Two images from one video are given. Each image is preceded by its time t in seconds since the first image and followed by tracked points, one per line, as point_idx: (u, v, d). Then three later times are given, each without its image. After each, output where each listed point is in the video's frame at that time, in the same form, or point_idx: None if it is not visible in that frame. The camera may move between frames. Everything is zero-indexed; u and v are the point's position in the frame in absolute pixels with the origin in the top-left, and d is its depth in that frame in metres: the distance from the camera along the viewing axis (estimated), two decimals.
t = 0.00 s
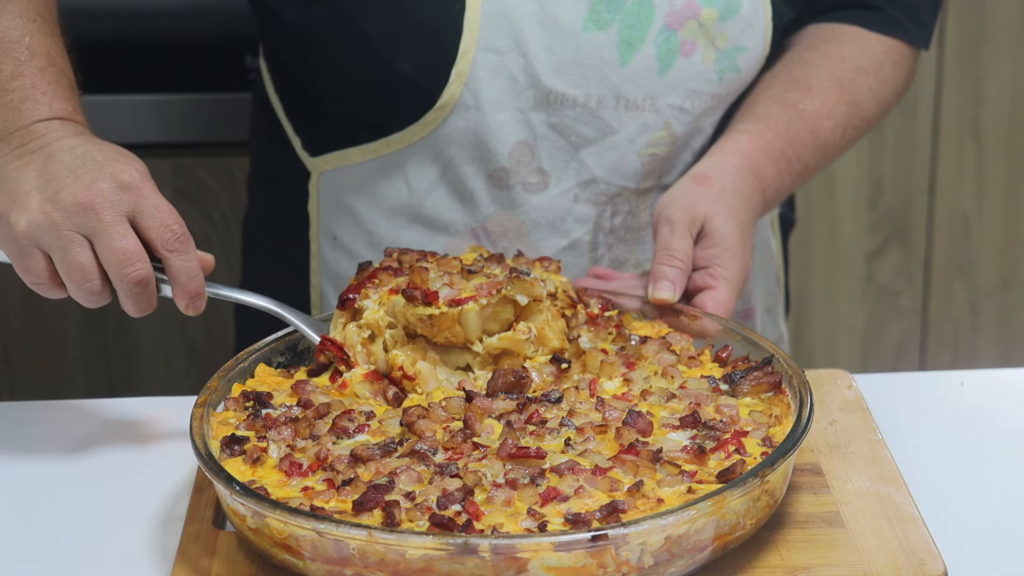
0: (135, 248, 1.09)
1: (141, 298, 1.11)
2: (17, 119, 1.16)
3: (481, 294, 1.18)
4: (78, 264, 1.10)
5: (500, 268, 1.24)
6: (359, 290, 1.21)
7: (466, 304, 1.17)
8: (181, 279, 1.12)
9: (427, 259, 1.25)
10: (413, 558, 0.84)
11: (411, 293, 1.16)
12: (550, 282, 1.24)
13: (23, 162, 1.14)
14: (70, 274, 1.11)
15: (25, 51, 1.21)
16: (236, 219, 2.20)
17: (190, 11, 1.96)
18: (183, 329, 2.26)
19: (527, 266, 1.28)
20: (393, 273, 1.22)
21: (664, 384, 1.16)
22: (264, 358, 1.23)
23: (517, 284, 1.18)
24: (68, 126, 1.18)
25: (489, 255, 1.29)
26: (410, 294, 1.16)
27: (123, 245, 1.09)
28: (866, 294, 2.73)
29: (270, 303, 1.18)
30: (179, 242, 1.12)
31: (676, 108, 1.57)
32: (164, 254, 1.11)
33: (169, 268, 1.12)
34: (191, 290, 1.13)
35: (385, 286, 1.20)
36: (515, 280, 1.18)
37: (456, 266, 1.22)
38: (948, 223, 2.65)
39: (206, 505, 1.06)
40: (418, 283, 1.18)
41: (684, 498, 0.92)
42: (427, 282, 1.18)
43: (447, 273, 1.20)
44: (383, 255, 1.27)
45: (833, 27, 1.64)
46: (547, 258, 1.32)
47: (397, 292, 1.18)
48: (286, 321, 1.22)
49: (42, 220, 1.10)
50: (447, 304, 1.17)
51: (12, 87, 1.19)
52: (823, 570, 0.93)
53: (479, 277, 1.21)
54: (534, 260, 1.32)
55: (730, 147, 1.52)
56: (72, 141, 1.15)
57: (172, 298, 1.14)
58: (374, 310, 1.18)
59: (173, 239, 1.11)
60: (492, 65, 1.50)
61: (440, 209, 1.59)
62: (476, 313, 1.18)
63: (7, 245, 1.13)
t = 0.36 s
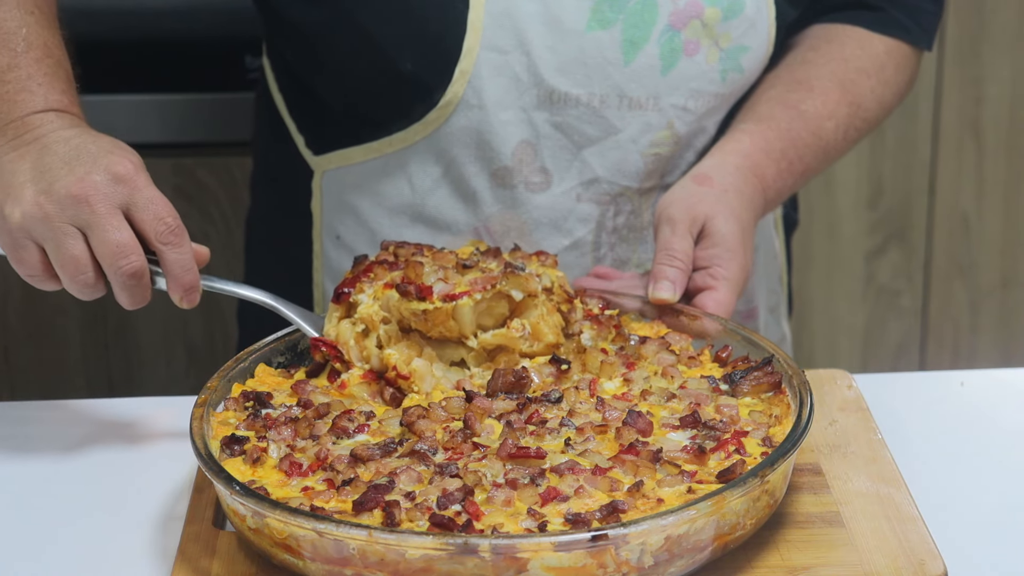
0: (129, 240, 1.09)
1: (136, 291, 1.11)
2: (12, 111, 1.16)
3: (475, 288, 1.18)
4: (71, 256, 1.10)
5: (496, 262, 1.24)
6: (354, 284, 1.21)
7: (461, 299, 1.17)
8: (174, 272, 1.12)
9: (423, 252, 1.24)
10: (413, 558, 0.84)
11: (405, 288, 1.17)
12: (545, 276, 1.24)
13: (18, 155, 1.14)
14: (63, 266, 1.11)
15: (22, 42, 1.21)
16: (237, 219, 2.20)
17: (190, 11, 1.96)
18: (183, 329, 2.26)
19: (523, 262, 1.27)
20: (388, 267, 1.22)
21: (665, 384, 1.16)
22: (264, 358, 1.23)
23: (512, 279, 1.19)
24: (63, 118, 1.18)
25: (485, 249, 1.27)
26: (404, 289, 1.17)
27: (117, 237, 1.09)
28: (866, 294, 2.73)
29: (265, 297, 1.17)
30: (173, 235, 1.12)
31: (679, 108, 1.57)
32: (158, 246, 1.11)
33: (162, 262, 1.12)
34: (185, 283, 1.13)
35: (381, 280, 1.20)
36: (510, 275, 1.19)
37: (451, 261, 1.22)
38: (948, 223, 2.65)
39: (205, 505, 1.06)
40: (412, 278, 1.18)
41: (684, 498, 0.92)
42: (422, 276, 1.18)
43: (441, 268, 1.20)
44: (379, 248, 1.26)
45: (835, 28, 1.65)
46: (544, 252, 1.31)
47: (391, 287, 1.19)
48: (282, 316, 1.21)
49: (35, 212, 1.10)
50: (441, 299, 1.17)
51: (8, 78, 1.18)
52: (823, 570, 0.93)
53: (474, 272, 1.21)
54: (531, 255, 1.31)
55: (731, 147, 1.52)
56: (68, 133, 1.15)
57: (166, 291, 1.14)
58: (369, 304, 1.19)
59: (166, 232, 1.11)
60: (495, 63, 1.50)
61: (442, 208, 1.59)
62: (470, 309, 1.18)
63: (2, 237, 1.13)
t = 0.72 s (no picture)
0: (127, 234, 1.09)
1: (133, 286, 1.11)
2: (9, 104, 1.16)
3: (474, 285, 1.18)
4: (69, 250, 1.10)
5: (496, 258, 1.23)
6: (353, 281, 1.21)
7: (460, 295, 1.17)
8: (173, 267, 1.12)
9: (422, 250, 1.24)
10: (413, 558, 0.84)
11: (404, 284, 1.16)
12: (545, 275, 1.23)
13: (16, 148, 1.14)
14: (61, 260, 1.11)
15: (20, 37, 1.21)
16: (237, 219, 2.20)
17: (191, 11, 1.96)
18: (183, 329, 2.26)
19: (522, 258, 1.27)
20: (388, 263, 1.22)
21: (665, 384, 1.16)
22: (264, 358, 1.23)
23: (512, 276, 1.18)
24: (62, 113, 1.18)
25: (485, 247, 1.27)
26: (403, 284, 1.16)
27: (115, 231, 1.09)
28: (867, 294, 2.73)
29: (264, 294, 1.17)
30: (172, 230, 1.12)
31: (681, 110, 1.57)
32: (156, 241, 1.11)
33: (161, 257, 1.12)
34: (184, 279, 1.13)
35: (380, 277, 1.20)
36: (510, 272, 1.18)
37: (451, 258, 1.22)
38: (948, 223, 2.65)
39: (206, 505, 1.06)
40: (412, 274, 1.18)
41: (684, 499, 0.92)
42: (421, 273, 1.18)
43: (440, 264, 1.20)
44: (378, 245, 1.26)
45: (836, 30, 1.65)
46: (543, 252, 1.31)
47: (390, 283, 1.18)
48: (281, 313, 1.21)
49: (33, 206, 1.10)
50: (441, 295, 1.17)
51: (5, 72, 1.18)
52: (823, 570, 0.93)
53: (473, 269, 1.20)
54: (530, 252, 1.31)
55: (732, 148, 1.52)
56: (65, 127, 1.15)
57: (163, 286, 1.14)
58: (367, 300, 1.18)
59: (165, 228, 1.11)
60: (496, 65, 1.50)
61: (444, 210, 1.59)
62: (469, 305, 1.17)
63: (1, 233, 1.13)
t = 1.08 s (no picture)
0: (124, 231, 1.09)
1: (130, 283, 1.11)
2: (7, 102, 1.17)
3: (473, 281, 1.17)
4: (67, 248, 1.10)
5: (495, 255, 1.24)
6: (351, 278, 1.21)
7: (458, 291, 1.16)
8: (171, 265, 1.12)
9: (421, 248, 1.24)
10: (413, 558, 0.84)
11: (401, 280, 1.15)
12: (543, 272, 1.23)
13: (13, 145, 1.14)
14: (60, 258, 1.11)
15: (18, 34, 1.22)
16: (237, 220, 2.20)
17: (191, 11, 1.96)
18: (184, 329, 2.26)
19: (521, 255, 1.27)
20: (386, 261, 1.22)
21: (665, 384, 1.16)
22: (264, 358, 1.23)
23: (510, 272, 1.18)
24: (59, 109, 1.18)
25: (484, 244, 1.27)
26: (401, 281, 1.16)
27: (112, 229, 1.09)
28: (866, 294, 2.73)
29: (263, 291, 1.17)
30: (169, 226, 1.12)
31: (681, 112, 1.57)
32: (153, 238, 1.11)
33: (159, 255, 1.12)
34: (183, 277, 1.12)
35: (377, 274, 1.20)
36: (509, 268, 1.18)
37: (449, 254, 1.21)
38: (948, 223, 2.65)
39: (206, 505, 1.06)
40: (410, 271, 1.17)
41: (684, 499, 0.92)
42: (419, 269, 1.18)
43: (439, 261, 1.20)
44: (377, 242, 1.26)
45: (836, 30, 1.65)
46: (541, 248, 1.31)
47: (388, 280, 1.18)
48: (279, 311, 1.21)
49: (30, 203, 1.10)
50: (439, 291, 1.16)
51: (3, 70, 1.19)
52: (823, 570, 0.93)
53: (471, 266, 1.20)
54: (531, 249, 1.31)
55: (732, 148, 1.52)
56: (63, 124, 1.15)
57: (161, 283, 1.13)
58: (366, 298, 1.18)
59: (163, 225, 1.11)
60: (496, 66, 1.50)
61: (444, 211, 1.59)
62: (467, 301, 1.17)
63: None
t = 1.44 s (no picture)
0: (120, 224, 1.09)
1: (127, 277, 1.11)
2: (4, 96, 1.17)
3: (470, 274, 1.17)
4: (62, 241, 1.10)
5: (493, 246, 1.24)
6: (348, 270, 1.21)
7: (455, 284, 1.16)
8: (167, 258, 1.12)
9: (419, 239, 1.24)
10: (413, 558, 0.84)
11: (398, 273, 1.16)
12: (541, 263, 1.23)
13: (9, 138, 1.14)
14: (55, 251, 1.11)
15: (14, 27, 1.21)
16: (237, 219, 2.20)
17: (191, 11, 1.96)
18: (184, 329, 2.26)
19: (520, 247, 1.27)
20: (383, 253, 1.22)
21: (665, 384, 1.16)
22: (264, 358, 1.23)
23: (508, 265, 1.18)
24: (54, 102, 1.18)
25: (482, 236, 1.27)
26: (398, 274, 1.16)
27: (107, 222, 1.09)
28: (866, 294, 2.73)
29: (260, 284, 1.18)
30: (165, 220, 1.11)
31: (681, 112, 1.57)
32: (149, 231, 1.11)
33: (155, 248, 1.12)
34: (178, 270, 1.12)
35: (375, 267, 1.20)
36: (505, 260, 1.18)
37: (447, 246, 1.22)
38: (948, 223, 2.65)
39: (206, 505, 1.06)
40: (407, 263, 1.17)
41: (684, 498, 0.92)
42: (416, 262, 1.18)
43: (436, 253, 1.20)
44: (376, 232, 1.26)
45: (836, 30, 1.65)
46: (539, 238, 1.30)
47: (385, 272, 1.18)
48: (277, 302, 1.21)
49: (25, 196, 1.10)
50: (436, 284, 1.16)
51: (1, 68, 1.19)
52: (823, 570, 0.93)
53: (468, 259, 1.20)
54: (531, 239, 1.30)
55: (733, 148, 1.52)
56: (59, 117, 1.16)
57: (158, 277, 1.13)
58: (363, 291, 1.18)
59: (159, 218, 1.11)
60: (496, 66, 1.50)
61: (444, 212, 1.59)
62: (465, 294, 1.17)
63: None
